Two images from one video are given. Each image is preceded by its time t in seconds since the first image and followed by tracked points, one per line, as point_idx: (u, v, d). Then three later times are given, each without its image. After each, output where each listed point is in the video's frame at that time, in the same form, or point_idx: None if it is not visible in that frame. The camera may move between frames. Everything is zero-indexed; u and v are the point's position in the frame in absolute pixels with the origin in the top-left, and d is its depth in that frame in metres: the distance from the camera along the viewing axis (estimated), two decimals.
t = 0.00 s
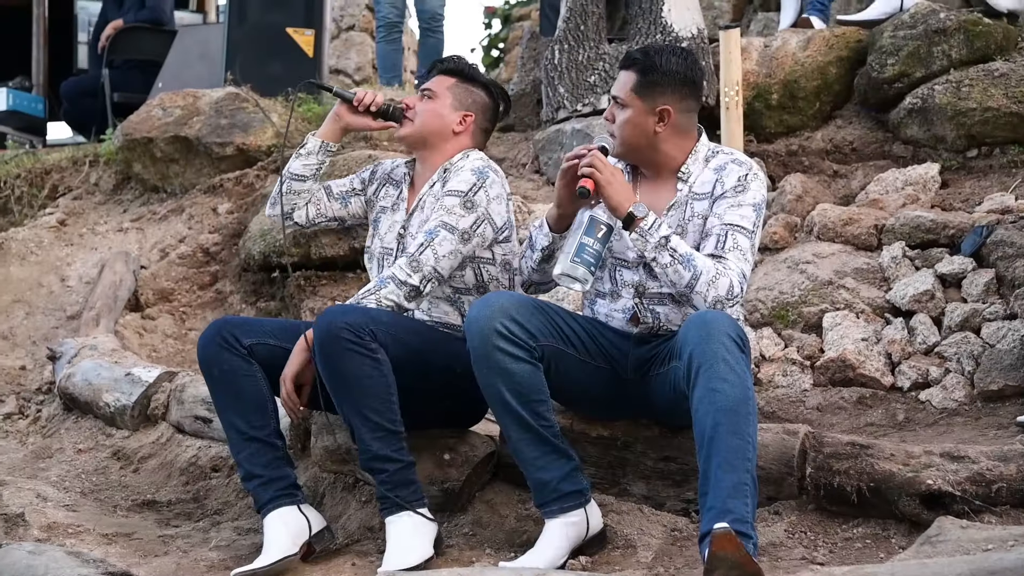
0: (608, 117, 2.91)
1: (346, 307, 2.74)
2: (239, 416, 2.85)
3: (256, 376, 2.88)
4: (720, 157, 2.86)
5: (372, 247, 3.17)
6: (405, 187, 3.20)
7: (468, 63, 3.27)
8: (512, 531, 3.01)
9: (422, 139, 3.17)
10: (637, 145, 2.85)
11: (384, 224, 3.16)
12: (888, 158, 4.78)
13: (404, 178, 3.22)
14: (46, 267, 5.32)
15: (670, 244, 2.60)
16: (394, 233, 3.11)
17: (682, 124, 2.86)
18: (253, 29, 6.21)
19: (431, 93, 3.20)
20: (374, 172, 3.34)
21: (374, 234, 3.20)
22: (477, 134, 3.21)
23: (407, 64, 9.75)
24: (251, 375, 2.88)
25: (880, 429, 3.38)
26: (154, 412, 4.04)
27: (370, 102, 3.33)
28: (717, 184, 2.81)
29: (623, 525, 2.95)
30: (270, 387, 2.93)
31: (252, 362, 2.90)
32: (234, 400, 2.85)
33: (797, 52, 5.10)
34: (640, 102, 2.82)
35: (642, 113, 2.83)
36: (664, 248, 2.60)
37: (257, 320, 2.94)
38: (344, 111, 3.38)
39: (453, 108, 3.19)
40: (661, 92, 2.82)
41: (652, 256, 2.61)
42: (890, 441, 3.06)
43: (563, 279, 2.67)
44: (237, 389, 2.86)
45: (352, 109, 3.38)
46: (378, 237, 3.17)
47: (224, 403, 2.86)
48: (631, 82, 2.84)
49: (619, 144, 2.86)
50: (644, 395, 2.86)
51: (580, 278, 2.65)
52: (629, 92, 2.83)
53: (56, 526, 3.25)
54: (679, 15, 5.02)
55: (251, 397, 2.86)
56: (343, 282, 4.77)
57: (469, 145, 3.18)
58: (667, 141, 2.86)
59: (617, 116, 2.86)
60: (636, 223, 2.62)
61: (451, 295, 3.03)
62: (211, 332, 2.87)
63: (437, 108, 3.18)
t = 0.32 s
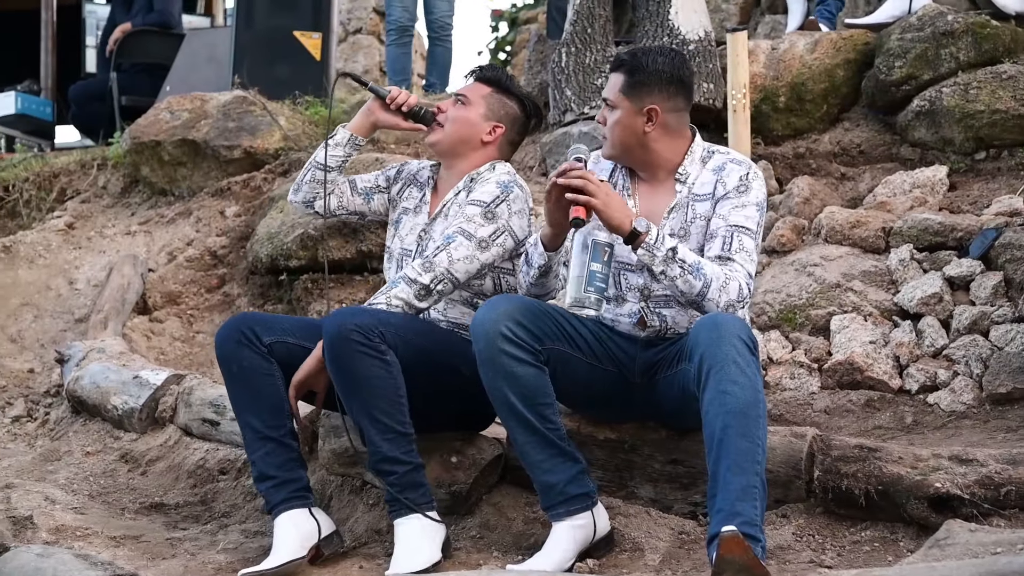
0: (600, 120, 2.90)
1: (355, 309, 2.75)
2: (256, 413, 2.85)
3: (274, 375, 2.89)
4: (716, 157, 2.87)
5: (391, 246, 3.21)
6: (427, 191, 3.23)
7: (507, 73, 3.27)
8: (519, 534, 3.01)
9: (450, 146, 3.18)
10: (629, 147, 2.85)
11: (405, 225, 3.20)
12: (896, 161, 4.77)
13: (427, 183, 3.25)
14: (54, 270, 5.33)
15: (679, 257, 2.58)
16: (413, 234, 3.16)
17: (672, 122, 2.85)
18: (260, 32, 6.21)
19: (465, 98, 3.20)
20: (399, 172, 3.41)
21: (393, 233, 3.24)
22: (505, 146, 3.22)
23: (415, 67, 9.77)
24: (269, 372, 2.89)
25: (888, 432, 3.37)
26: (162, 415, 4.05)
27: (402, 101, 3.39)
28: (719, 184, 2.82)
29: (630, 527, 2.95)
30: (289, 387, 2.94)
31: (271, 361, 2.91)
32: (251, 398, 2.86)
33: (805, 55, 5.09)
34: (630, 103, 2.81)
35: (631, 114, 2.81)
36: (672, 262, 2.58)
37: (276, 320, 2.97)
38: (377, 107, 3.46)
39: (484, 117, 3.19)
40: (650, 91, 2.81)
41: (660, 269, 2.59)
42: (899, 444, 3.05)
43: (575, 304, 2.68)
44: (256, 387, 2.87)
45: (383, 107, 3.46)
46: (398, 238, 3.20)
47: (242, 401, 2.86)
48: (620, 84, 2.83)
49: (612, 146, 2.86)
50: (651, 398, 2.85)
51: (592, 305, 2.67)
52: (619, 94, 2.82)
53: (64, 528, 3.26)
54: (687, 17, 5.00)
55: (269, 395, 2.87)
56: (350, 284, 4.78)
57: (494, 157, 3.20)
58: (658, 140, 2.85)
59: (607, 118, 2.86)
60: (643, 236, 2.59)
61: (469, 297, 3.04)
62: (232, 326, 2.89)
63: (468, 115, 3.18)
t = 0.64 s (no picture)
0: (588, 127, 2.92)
1: (410, 304, 2.76)
2: (280, 410, 2.85)
3: (303, 375, 2.89)
4: (706, 156, 2.87)
5: (410, 248, 3.21)
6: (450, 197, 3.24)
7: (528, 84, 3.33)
8: (528, 538, 3.02)
9: (477, 154, 3.19)
10: (616, 149, 2.85)
11: (423, 230, 3.20)
12: (905, 164, 4.76)
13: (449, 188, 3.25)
14: (64, 273, 5.35)
15: (713, 303, 2.61)
16: (436, 237, 3.18)
17: (657, 123, 2.85)
18: (270, 37, 6.23)
19: (490, 107, 3.24)
20: (414, 177, 3.39)
21: (409, 237, 3.24)
22: (524, 156, 3.27)
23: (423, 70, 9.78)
24: (297, 370, 2.89)
25: (898, 436, 3.36)
26: (172, 418, 4.05)
27: (427, 107, 3.32)
28: (716, 184, 2.81)
29: (639, 531, 2.95)
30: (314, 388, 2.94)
31: (302, 360, 2.92)
32: (275, 394, 2.86)
33: (813, 58, 5.09)
34: (613, 104, 2.83)
35: (616, 116, 2.83)
36: (706, 308, 2.62)
37: (310, 318, 2.99)
38: (398, 110, 3.39)
39: (509, 126, 3.22)
40: (632, 92, 2.83)
41: (699, 319, 2.64)
42: (909, 448, 3.05)
43: (608, 387, 2.61)
44: (284, 383, 2.86)
45: (406, 111, 3.38)
46: (417, 241, 3.20)
47: (268, 396, 2.86)
48: (605, 88, 2.86)
49: (599, 148, 2.86)
50: (658, 402, 2.82)
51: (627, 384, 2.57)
52: (603, 97, 2.85)
53: (74, 531, 3.27)
54: (695, 21, 5.01)
55: (293, 394, 2.86)
56: (358, 287, 4.79)
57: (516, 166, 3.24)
58: (644, 141, 2.85)
59: (594, 122, 2.87)
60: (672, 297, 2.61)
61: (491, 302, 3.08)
62: (272, 317, 2.90)
63: (493, 123, 3.21)
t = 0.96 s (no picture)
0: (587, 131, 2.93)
1: (408, 309, 2.76)
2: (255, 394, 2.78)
3: (296, 368, 2.86)
4: (704, 155, 2.87)
5: (421, 251, 3.23)
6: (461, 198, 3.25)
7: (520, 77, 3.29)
8: (533, 539, 3.02)
9: (478, 159, 3.19)
10: (615, 151, 2.84)
11: (434, 233, 3.22)
12: (911, 165, 4.76)
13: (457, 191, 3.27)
14: (70, 275, 5.36)
15: (713, 313, 2.60)
16: (445, 240, 3.19)
17: (655, 124, 2.85)
18: (275, 39, 6.23)
19: (481, 109, 3.22)
20: (425, 187, 3.35)
21: (421, 241, 3.26)
22: (525, 151, 3.23)
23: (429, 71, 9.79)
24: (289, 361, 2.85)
25: (903, 438, 3.35)
26: (177, 421, 4.05)
27: (420, 120, 3.31)
28: (713, 183, 2.81)
29: (644, 533, 2.95)
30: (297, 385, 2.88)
31: (301, 355, 2.90)
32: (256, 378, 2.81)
33: (819, 59, 5.08)
34: (610, 106, 2.84)
35: (614, 117, 2.83)
36: (707, 319, 2.61)
37: (323, 312, 2.99)
38: (393, 127, 3.35)
39: (502, 124, 3.20)
40: (630, 94, 2.83)
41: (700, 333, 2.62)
42: (916, 450, 3.03)
43: (620, 411, 2.73)
44: (274, 367, 2.83)
45: (400, 127, 3.35)
46: (427, 244, 3.22)
47: (253, 374, 2.82)
48: (602, 91, 2.87)
49: (597, 150, 2.86)
50: (662, 404, 2.81)
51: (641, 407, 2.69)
52: (601, 99, 2.85)
53: (79, 533, 3.27)
54: (700, 22, 4.99)
55: (271, 383, 2.81)
56: (363, 289, 4.79)
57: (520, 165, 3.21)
58: (643, 142, 2.84)
59: (592, 125, 2.87)
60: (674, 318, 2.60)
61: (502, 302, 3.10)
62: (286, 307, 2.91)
63: (489, 125, 3.19)
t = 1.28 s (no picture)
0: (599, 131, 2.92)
1: (411, 311, 2.76)
2: (229, 384, 2.79)
3: (276, 366, 2.87)
4: (711, 156, 2.87)
5: (422, 257, 3.24)
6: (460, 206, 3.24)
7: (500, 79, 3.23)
8: (537, 542, 3.02)
9: (477, 175, 3.17)
10: (631, 154, 2.85)
11: (436, 241, 3.21)
12: (916, 168, 4.76)
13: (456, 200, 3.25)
14: (75, 278, 5.37)
15: (706, 319, 2.60)
16: (445, 246, 3.19)
17: (672, 130, 2.86)
18: (280, 42, 6.23)
19: (469, 123, 3.16)
20: (426, 198, 3.32)
21: (422, 249, 3.26)
22: (520, 157, 3.21)
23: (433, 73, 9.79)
24: (271, 358, 2.86)
25: (908, 440, 3.35)
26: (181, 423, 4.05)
27: (411, 142, 3.16)
28: (718, 183, 2.81)
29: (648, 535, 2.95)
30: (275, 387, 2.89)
31: (286, 355, 2.91)
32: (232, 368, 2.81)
33: (823, 61, 5.08)
34: (631, 110, 2.83)
35: (632, 121, 2.83)
36: (703, 324, 2.60)
37: (323, 314, 3.00)
38: (385, 155, 3.19)
39: (493, 135, 3.16)
40: (649, 99, 2.83)
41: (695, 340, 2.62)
42: (921, 453, 3.03)
43: (598, 426, 2.73)
44: (257, 362, 2.84)
45: (393, 152, 3.20)
46: (428, 249, 3.22)
47: (235, 361, 2.83)
48: (619, 92, 2.85)
49: (611, 154, 2.86)
50: (666, 406, 2.81)
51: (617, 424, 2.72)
52: (619, 103, 2.84)
53: (84, 535, 3.28)
54: (704, 25, 5.00)
55: (246, 376, 2.81)
56: (368, 292, 4.79)
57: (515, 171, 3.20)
58: (659, 146, 2.85)
59: (607, 128, 2.87)
60: (670, 328, 2.59)
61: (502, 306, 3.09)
62: (280, 307, 2.93)
63: (482, 140, 3.14)
